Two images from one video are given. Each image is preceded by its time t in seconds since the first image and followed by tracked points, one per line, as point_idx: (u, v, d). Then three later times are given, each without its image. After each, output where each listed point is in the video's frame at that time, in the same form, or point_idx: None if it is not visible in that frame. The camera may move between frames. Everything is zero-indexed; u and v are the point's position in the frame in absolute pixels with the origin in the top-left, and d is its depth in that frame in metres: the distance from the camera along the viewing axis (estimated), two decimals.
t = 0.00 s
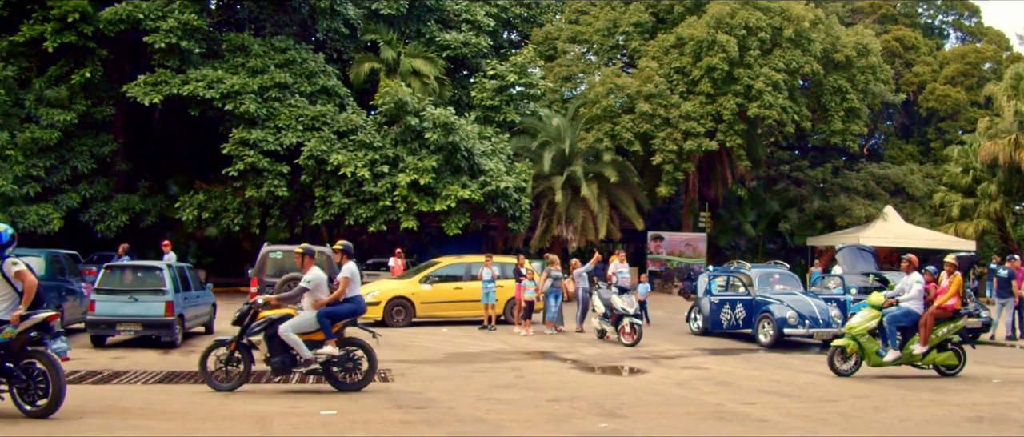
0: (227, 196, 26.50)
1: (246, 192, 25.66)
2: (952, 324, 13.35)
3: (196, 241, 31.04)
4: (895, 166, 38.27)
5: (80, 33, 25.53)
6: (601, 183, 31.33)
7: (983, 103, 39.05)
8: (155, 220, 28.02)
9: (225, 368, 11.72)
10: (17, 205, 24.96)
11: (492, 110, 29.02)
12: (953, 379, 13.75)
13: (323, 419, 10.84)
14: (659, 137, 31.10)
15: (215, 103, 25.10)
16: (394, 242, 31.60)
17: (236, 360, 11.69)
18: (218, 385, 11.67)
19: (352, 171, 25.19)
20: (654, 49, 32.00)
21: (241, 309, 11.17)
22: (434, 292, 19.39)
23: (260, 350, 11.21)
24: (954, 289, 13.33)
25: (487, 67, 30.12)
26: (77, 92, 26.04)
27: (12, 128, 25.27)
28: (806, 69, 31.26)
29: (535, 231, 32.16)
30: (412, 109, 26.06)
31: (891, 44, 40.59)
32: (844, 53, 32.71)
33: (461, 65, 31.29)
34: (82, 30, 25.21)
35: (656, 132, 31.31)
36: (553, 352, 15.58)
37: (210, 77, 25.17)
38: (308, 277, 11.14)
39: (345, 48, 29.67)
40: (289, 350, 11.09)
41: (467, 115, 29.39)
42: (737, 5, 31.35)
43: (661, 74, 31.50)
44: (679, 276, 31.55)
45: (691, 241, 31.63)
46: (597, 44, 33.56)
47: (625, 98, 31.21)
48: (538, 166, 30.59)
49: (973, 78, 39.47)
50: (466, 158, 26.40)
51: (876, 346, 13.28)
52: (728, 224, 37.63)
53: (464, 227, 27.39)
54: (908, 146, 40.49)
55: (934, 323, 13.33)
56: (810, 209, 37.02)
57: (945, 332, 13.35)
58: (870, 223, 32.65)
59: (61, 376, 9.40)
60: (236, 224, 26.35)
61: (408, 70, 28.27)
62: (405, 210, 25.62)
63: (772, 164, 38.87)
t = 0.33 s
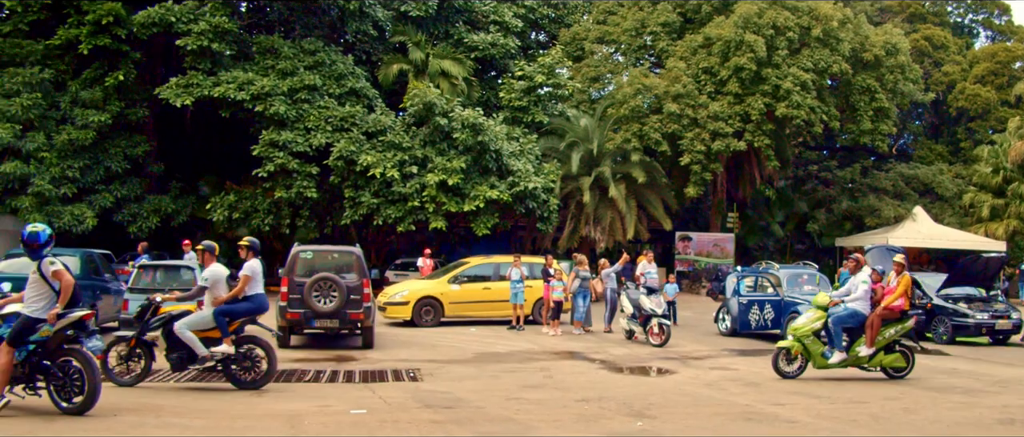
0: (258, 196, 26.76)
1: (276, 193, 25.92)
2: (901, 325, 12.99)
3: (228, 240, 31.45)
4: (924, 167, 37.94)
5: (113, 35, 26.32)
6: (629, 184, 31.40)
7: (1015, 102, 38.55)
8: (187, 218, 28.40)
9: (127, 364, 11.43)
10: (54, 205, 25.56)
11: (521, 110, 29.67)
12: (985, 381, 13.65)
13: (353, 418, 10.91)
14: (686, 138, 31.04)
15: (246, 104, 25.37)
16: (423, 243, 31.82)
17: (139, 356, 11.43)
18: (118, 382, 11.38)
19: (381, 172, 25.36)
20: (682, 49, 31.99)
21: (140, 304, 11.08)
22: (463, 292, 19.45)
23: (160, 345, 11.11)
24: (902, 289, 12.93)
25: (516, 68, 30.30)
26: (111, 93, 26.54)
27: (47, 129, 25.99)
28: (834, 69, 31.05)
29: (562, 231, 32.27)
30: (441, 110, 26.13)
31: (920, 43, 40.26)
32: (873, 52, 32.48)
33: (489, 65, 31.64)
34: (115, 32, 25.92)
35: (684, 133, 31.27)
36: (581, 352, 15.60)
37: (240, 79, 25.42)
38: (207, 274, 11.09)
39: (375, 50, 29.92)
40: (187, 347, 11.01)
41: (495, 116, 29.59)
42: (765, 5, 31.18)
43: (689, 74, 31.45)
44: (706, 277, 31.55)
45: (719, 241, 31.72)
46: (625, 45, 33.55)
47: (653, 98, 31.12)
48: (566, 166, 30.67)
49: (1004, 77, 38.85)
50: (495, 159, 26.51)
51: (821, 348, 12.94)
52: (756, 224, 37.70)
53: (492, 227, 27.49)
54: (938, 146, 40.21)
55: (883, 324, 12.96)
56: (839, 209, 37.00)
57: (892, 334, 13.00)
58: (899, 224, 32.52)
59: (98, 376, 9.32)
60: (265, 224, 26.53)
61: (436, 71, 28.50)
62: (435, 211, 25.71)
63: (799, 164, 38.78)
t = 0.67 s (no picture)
0: (288, 197, 26.98)
1: (305, 194, 26.12)
2: (842, 326, 12.89)
3: (259, 240, 31.76)
4: (954, 167, 37.56)
5: (147, 38, 26.77)
6: (657, 184, 31.45)
7: None
8: (218, 219, 28.70)
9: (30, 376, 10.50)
10: (88, 206, 25.96)
11: (549, 111, 29.51)
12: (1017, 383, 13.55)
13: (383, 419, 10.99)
14: (715, 138, 31.03)
15: (276, 106, 25.59)
16: (451, 243, 31.97)
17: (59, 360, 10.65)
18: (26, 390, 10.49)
19: (410, 173, 25.48)
20: (710, 49, 31.92)
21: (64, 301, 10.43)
22: (492, 293, 19.52)
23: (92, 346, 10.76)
24: (845, 290, 12.81)
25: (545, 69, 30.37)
26: (145, 96, 26.91)
27: (83, 132, 26.43)
28: (863, 68, 30.80)
29: (590, 231, 32.34)
30: (470, 110, 26.21)
31: (949, 42, 39.83)
32: (902, 51, 32.24)
33: (517, 66, 31.69)
34: (149, 36, 26.33)
35: (712, 133, 31.29)
36: (609, 353, 15.63)
37: (271, 81, 25.69)
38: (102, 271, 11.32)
39: (403, 51, 30.08)
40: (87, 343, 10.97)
41: (523, 117, 29.70)
42: (794, 4, 31.00)
43: (717, 74, 31.35)
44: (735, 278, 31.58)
45: (747, 242, 31.53)
46: (653, 45, 33.48)
47: (681, 98, 31.10)
48: (595, 167, 30.70)
49: None
50: (524, 160, 26.53)
51: (762, 350, 12.79)
52: (785, 225, 37.69)
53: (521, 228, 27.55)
54: (968, 145, 39.87)
55: (824, 325, 12.85)
56: (868, 209, 36.93)
57: (834, 335, 12.90)
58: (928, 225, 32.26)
59: (132, 375, 9.35)
60: (296, 225, 26.74)
61: (465, 72, 28.61)
62: (463, 211, 25.82)
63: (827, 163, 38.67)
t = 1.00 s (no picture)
0: (317, 197, 27.20)
1: (334, 194, 26.30)
2: (778, 327, 12.41)
3: (289, 240, 32.10)
4: (984, 167, 37.13)
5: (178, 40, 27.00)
6: (685, 185, 31.50)
7: None
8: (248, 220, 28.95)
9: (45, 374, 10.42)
10: (119, 205, 26.30)
11: (577, 112, 29.75)
12: None
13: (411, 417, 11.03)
14: (743, 138, 31.07)
15: (306, 107, 25.78)
16: (479, 244, 32.10)
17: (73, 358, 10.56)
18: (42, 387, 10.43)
19: (438, 173, 25.59)
20: (738, 49, 31.86)
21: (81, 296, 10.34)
22: (520, 293, 19.60)
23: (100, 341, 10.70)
24: (782, 291, 12.37)
25: (573, 69, 30.38)
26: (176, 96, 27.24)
27: (116, 133, 26.76)
28: (893, 69, 30.55)
29: (617, 232, 32.40)
30: (498, 111, 26.25)
31: (980, 43, 39.21)
32: (932, 51, 32.05)
33: (545, 66, 31.71)
34: (180, 38, 26.60)
35: (740, 133, 31.29)
36: (637, 354, 15.64)
37: (300, 82, 25.87)
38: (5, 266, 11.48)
39: (432, 52, 30.17)
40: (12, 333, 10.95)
41: (551, 117, 29.70)
42: (823, 4, 30.82)
43: (745, 75, 31.26)
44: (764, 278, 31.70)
45: (775, 243, 31.77)
46: (681, 46, 33.45)
47: (709, 99, 31.21)
48: (623, 167, 30.74)
49: None
50: (551, 160, 26.53)
51: (696, 350, 12.34)
52: (813, 226, 37.62)
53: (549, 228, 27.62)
54: (999, 146, 39.49)
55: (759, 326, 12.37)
56: (897, 210, 36.79)
57: (770, 336, 12.43)
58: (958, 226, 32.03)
59: (165, 375, 9.43)
60: (325, 224, 26.98)
61: (493, 73, 28.76)
62: (491, 211, 25.95)
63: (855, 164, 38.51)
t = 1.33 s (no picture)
0: (346, 198, 27.39)
1: (363, 195, 26.46)
2: (709, 326, 12.19)
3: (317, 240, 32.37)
4: (1015, 167, 36.71)
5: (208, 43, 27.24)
6: (712, 185, 31.49)
7: None
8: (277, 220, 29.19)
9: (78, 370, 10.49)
10: (150, 205, 26.62)
11: (604, 112, 29.45)
12: None
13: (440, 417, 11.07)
14: (770, 138, 31.01)
15: (335, 107, 25.94)
16: (507, 244, 32.20)
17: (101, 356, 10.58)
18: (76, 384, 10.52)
19: (466, 173, 25.66)
20: (766, 49, 31.83)
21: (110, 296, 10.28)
22: (547, 293, 19.68)
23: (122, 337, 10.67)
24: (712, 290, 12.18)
25: (599, 69, 30.40)
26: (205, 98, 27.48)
27: (147, 134, 27.06)
28: (921, 67, 30.38)
29: (643, 233, 32.46)
30: (525, 111, 26.25)
31: (1010, 41, 38.81)
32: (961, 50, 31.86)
33: (571, 66, 31.63)
34: (210, 40, 26.78)
35: (767, 133, 31.22)
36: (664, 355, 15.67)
37: (329, 82, 26.04)
38: None
39: (460, 53, 30.27)
40: None
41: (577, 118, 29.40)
42: (851, 3, 30.68)
43: (772, 74, 31.20)
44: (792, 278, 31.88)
45: (802, 243, 31.89)
46: (708, 45, 33.49)
47: (736, 98, 31.22)
48: (650, 168, 30.71)
49: None
50: (578, 160, 26.52)
51: (626, 351, 12.09)
52: (840, 226, 37.48)
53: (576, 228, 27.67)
54: None
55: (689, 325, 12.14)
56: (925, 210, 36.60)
57: (700, 336, 12.18)
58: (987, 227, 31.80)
59: (195, 373, 9.51)
60: (354, 224, 27.20)
61: (520, 73, 28.89)
62: (519, 212, 26.04)
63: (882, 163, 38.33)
